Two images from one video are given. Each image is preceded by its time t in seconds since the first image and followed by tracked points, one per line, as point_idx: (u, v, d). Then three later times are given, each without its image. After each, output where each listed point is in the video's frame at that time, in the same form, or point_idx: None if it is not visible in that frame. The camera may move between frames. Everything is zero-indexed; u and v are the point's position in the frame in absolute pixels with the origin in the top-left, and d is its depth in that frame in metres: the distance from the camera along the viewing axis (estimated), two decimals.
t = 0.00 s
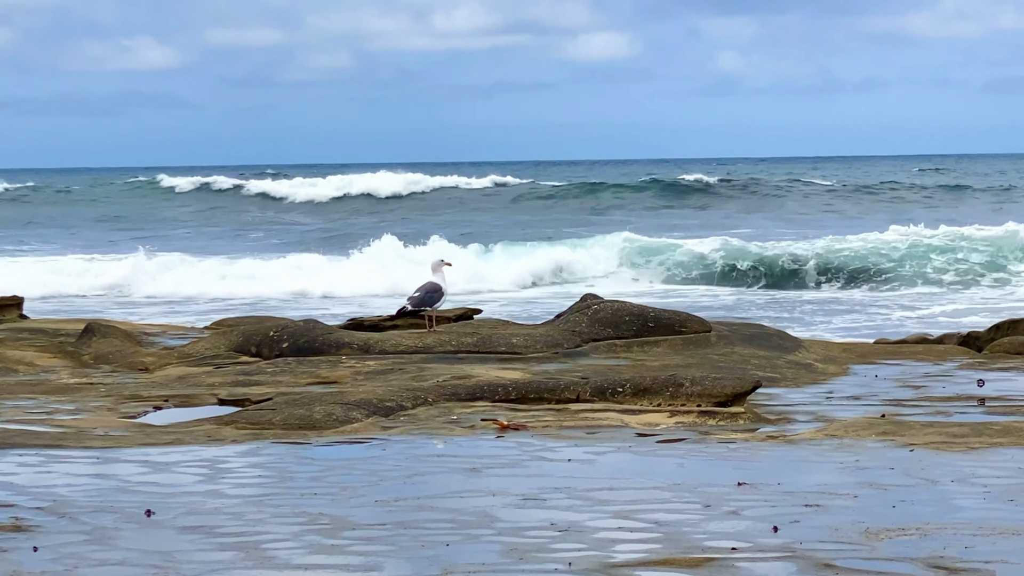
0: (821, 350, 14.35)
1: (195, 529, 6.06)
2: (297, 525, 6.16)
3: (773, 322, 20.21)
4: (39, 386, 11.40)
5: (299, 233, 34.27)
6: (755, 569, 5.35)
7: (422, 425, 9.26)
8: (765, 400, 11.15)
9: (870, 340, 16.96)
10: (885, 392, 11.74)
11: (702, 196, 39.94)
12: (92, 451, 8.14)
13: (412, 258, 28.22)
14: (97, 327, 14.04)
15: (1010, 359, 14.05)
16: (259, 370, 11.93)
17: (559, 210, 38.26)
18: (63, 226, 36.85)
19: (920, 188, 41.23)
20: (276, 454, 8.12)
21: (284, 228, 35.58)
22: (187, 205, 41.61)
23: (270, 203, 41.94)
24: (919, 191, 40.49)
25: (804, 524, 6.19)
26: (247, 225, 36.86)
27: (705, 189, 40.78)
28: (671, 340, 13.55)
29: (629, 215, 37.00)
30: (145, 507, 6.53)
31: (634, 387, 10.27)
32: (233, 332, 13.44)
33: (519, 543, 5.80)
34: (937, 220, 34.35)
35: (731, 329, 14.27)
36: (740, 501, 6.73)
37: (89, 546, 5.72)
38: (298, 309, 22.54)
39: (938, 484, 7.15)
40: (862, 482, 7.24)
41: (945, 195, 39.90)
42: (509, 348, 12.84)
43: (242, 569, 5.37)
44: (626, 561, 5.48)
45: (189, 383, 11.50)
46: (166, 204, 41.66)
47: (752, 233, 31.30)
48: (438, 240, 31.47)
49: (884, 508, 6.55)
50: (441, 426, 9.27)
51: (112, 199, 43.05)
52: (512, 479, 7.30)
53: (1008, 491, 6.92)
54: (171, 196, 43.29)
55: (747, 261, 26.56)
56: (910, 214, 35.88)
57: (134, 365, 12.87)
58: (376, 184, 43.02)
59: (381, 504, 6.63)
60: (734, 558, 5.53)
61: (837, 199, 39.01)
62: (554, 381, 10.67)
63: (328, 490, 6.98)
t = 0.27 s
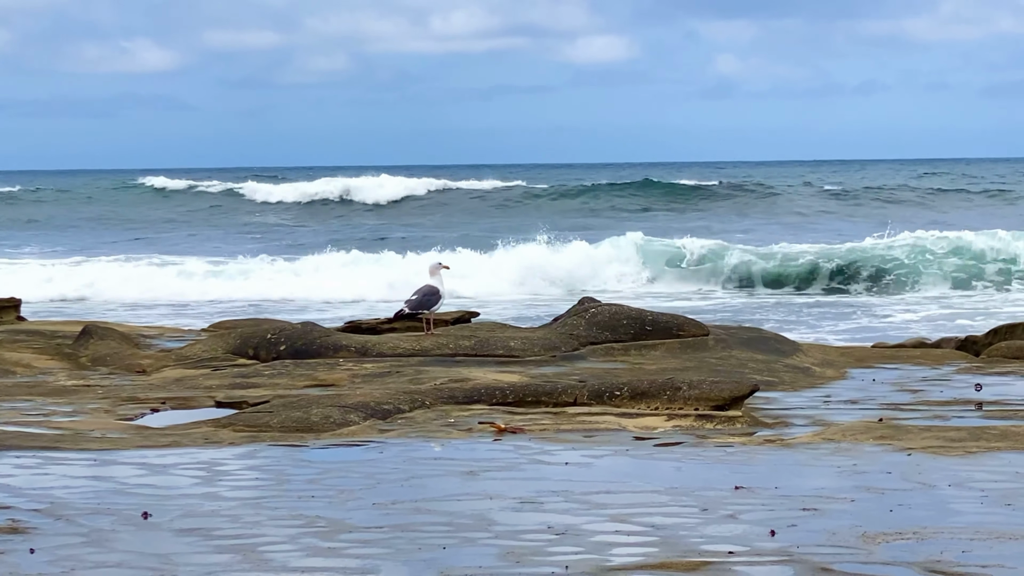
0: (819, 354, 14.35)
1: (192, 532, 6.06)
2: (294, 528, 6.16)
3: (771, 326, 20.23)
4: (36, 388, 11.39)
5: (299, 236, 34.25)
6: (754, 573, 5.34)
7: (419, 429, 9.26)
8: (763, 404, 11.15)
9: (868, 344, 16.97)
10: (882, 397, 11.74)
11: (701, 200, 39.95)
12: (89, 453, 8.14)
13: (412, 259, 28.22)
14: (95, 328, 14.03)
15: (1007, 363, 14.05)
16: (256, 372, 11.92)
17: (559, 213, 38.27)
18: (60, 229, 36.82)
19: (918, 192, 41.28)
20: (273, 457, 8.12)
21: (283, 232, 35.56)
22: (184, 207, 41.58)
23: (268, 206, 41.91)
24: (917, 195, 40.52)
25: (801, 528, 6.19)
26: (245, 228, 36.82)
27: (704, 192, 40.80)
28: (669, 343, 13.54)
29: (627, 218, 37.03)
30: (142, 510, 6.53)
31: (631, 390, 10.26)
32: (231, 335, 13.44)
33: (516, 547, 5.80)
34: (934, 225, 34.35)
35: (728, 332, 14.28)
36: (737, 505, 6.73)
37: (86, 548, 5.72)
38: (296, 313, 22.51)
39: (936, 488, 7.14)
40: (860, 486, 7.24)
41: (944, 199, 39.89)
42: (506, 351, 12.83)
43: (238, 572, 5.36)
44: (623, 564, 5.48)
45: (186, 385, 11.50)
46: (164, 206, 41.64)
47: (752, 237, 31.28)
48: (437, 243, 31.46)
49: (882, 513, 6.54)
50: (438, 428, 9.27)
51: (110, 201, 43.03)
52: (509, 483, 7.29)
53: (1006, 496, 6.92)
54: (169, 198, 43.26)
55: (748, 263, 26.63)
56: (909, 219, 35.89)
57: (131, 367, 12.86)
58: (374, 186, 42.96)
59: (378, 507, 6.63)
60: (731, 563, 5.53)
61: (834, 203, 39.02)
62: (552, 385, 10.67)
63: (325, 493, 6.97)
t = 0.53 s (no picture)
0: (816, 357, 14.35)
1: (189, 533, 6.06)
2: (291, 529, 6.16)
3: (768, 329, 20.23)
4: (33, 389, 11.38)
5: (296, 239, 34.22)
6: None
7: (416, 431, 9.25)
8: (760, 407, 11.16)
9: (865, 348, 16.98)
10: (879, 400, 11.75)
11: (698, 203, 39.96)
12: (86, 454, 8.13)
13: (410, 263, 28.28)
14: (92, 330, 14.02)
15: (1004, 368, 14.05)
16: (253, 374, 11.93)
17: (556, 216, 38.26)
18: (58, 230, 36.77)
19: (915, 196, 41.30)
20: (270, 459, 8.12)
21: (281, 234, 35.53)
22: (182, 209, 41.56)
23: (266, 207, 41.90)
24: (915, 199, 40.51)
25: (798, 531, 6.19)
26: (243, 230, 36.80)
27: (701, 196, 40.79)
28: (666, 346, 13.54)
29: (625, 221, 37.02)
30: (139, 511, 6.52)
31: (628, 393, 10.27)
32: (228, 337, 13.43)
33: (514, 549, 5.80)
34: (933, 229, 34.36)
35: (725, 335, 14.29)
36: (734, 508, 6.73)
37: (83, 550, 5.71)
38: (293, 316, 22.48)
39: (933, 492, 7.15)
40: (857, 490, 7.25)
41: (942, 203, 39.89)
42: (503, 353, 12.84)
43: (236, 574, 5.36)
44: (620, 567, 5.48)
45: (183, 387, 11.50)
46: (162, 208, 41.61)
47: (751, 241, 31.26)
48: (435, 246, 31.46)
49: (878, 516, 6.55)
50: (435, 431, 9.27)
51: (107, 202, 43.00)
52: (506, 485, 7.29)
53: (1003, 500, 6.92)
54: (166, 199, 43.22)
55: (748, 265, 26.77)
56: (908, 223, 35.88)
57: (128, 369, 12.86)
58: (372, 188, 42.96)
59: (375, 509, 6.63)
60: (728, 566, 5.53)
61: (833, 206, 39.02)
62: (549, 387, 10.67)
63: (322, 495, 6.96)
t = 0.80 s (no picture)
0: (812, 361, 14.36)
1: (185, 535, 6.06)
2: (288, 531, 6.16)
3: (765, 333, 20.24)
4: (29, 391, 11.37)
5: (294, 241, 34.23)
6: None
7: (412, 433, 9.25)
8: (756, 411, 11.16)
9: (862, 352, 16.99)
10: (875, 404, 11.76)
11: (696, 206, 39.96)
12: (83, 456, 8.13)
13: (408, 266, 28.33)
14: (88, 331, 14.01)
15: (1000, 372, 14.06)
16: (250, 376, 11.92)
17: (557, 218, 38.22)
18: (54, 232, 36.73)
19: (912, 199, 41.36)
20: (266, 461, 8.12)
21: (279, 236, 35.51)
22: (179, 210, 41.52)
23: (263, 210, 41.89)
24: (913, 202, 40.52)
25: (794, 534, 6.20)
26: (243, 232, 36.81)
27: (698, 199, 40.79)
28: (662, 350, 13.54)
29: (622, 224, 37.02)
30: (135, 513, 6.51)
31: (625, 396, 10.28)
32: (225, 338, 13.43)
33: (509, 552, 5.80)
34: (930, 233, 34.36)
35: (722, 338, 14.30)
36: (730, 511, 6.74)
37: (79, 551, 5.71)
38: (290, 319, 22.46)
39: (929, 496, 7.16)
40: (853, 493, 7.26)
41: (940, 207, 39.89)
42: (500, 356, 12.84)
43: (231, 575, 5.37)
44: (615, 570, 5.49)
45: (180, 389, 11.50)
46: (159, 209, 41.57)
47: (749, 245, 31.24)
48: (433, 249, 31.47)
49: (874, 520, 6.56)
50: (431, 433, 9.27)
51: (104, 203, 42.96)
52: (503, 488, 7.28)
53: (998, 504, 6.93)
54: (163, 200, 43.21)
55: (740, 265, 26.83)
56: (906, 227, 35.89)
57: (125, 370, 12.85)
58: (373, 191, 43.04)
59: (372, 511, 6.63)
60: (723, 569, 5.53)
61: (831, 210, 39.02)
62: (545, 390, 10.67)
63: (318, 497, 6.96)
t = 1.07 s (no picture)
0: (809, 363, 14.38)
1: (181, 536, 6.06)
2: (284, 532, 6.15)
3: (762, 335, 20.25)
4: (25, 391, 11.35)
5: (292, 243, 34.22)
6: None
7: (408, 434, 9.25)
8: (752, 413, 11.17)
9: (858, 355, 17.01)
10: (872, 407, 11.77)
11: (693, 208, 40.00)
12: (79, 456, 8.12)
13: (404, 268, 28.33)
14: (85, 332, 14.00)
15: (997, 375, 14.07)
16: (246, 377, 11.91)
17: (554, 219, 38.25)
18: (50, 233, 36.69)
19: (909, 202, 41.41)
20: (262, 462, 8.11)
21: (276, 238, 35.49)
22: (175, 211, 41.49)
23: (260, 212, 41.86)
24: (910, 204, 40.57)
25: (790, 537, 6.20)
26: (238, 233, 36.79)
27: (695, 201, 40.81)
28: (659, 352, 13.54)
29: (619, 227, 37.04)
30: (131, 513, 6.51)
31: (621, 398, 10.29)
32: (221, 339, 13.42)
33: (506, 553, 5.80)
34: (927, 236, 34.42)
35: (718, 341, 14.30)
36: (726, 513, 6.74)
37: (74, 552, 5.71)
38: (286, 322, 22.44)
39: (925, 498, 7.17)
40: (849, 495, 7.26)
41: (937, 210, 39.94)
42: (496, 358, 12.84)
43: None
44: (611, 572, 5.48)
45: (176, 389, 11.49)
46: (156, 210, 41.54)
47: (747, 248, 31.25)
48: (429, 252, 31.47)
49: (870, 522, 6.56)
50: (428, 435, 9.27)
51: (101, 204, 42.93)
52: (498, 489, 7.28)
53: (994, 507, 6.94)
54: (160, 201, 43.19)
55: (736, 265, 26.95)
56: (902, 230, 35.94)
57: (121, 371, 12.85)
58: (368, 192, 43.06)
59: (368, 513, 6.63)
60: (719, 571, 5.53)
61: (829, 212, 39.05)
62: (542, 391, 10.67)
63: (314, 498, 6.97)
